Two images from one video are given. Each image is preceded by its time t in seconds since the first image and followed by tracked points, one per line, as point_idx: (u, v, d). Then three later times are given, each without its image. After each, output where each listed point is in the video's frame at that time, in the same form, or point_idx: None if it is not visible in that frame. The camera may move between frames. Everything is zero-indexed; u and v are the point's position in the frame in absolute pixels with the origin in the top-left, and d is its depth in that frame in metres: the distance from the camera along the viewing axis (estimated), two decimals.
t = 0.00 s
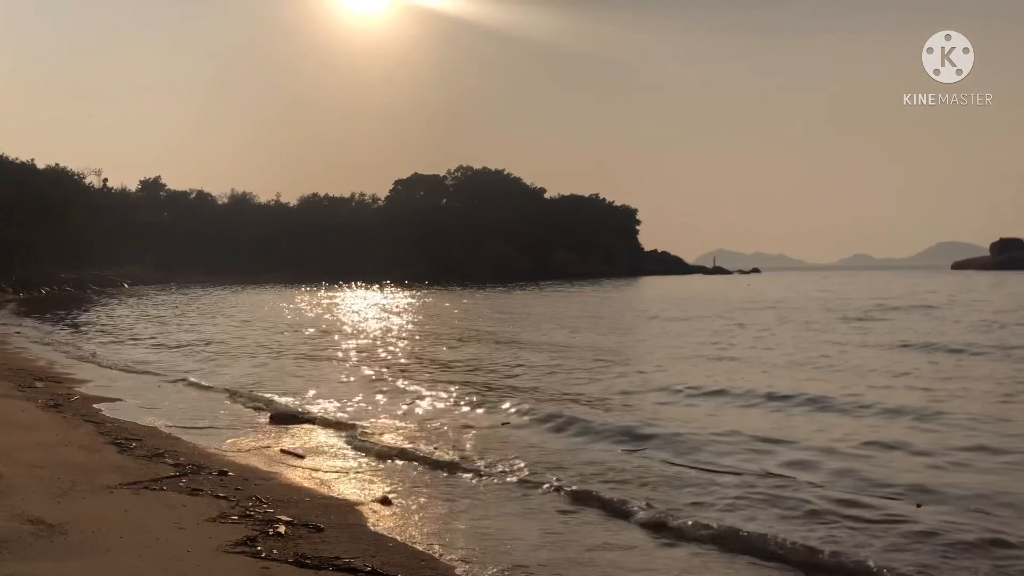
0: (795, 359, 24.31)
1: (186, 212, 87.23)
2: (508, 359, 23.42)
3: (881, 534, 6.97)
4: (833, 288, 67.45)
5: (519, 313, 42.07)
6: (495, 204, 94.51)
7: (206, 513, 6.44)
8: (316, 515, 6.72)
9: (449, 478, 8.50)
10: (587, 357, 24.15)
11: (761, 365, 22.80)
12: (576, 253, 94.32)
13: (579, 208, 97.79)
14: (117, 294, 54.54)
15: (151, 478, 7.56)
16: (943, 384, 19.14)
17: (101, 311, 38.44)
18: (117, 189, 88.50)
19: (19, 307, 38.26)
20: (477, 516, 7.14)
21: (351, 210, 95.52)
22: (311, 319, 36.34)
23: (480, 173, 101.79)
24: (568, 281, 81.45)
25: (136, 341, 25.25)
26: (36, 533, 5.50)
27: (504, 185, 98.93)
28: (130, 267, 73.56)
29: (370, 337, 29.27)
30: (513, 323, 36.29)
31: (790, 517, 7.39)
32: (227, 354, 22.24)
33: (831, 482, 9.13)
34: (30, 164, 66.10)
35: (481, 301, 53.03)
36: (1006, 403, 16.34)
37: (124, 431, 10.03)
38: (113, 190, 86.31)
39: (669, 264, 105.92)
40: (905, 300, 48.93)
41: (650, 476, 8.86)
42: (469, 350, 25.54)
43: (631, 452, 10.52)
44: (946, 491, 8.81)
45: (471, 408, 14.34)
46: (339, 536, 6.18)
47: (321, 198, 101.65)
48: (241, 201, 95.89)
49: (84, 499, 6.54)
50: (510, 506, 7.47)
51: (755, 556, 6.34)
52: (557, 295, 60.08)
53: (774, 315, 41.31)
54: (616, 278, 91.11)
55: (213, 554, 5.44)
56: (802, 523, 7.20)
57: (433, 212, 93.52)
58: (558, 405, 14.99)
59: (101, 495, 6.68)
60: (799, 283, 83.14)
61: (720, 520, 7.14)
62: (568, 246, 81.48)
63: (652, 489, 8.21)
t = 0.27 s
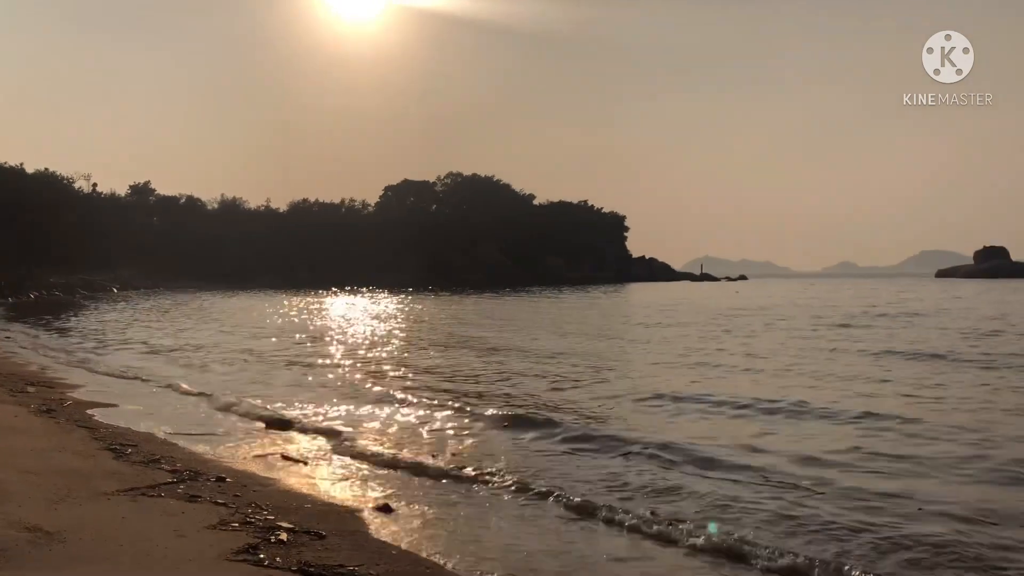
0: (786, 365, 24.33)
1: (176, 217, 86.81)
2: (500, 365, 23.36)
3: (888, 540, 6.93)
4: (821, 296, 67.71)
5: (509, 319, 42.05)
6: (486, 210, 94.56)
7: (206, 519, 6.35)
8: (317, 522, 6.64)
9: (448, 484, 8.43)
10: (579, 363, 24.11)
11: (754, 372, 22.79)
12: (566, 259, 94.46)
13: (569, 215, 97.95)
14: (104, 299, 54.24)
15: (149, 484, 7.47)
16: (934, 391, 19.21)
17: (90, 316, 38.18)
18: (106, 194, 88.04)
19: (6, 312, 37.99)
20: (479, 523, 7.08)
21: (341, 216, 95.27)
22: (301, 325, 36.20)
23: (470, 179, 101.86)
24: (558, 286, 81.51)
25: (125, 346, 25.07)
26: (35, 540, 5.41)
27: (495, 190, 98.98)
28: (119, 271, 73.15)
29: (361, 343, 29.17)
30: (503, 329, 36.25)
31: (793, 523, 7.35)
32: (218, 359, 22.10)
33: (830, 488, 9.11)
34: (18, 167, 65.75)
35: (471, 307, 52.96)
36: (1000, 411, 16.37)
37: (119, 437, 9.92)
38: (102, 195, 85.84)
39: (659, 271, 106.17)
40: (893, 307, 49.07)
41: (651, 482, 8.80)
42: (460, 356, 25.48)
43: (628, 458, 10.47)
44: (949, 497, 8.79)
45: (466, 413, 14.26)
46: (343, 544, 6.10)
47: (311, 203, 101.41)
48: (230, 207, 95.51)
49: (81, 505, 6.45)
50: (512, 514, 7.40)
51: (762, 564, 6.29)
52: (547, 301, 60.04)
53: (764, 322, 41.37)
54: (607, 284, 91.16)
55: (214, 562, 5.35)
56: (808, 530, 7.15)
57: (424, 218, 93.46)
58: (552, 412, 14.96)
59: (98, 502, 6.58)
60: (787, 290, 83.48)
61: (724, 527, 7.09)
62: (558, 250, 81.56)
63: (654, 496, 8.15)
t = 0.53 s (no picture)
0: (782, 365, 24.35)
1: (169, 216, 86.52)
2: (496, 366, 23.35)
3: (894, 544, 6.90)
4: (815, 296, 67.91)
5: (504, 320, 42.09)
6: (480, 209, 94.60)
7: (205, 522, 6.29)
8: (318, 525, 6.58)
9: (448, 485, 8.37)
10: (574, 364, 24.09)
11: (750, 372, 22.79)
12: (561, 258, 94.56)
13: (564, 214, 98.00)
14: (97, 298, 54.13)
15: (145, 486, 7.40)
16: (930, 391, 19.23)
17: (83, 315, 38.09)
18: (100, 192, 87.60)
19: None
20: (479, 525, 7.01)
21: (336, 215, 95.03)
22: (296, 325, 36.19)
23: (466, 178, 101.82)
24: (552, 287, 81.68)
25: (119, 346, 24.99)
26: (32, 543, 5.35)
27: (490, 190, 98.97)
28: (112, 271, 72.95)
29: (356, 343, 29.11)
30: (498, 329, 36.23)
31: (797, 524, 7.32)
32: (212, 359, 22.03)
33: (832, 490, 9.08)
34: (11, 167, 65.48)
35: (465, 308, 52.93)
36: (997, 411, 16.40)
37: (115, 437, 9.84)
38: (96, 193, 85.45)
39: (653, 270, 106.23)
40: (887, 307, 49.17)
41: (653, 485, 8.73)
42: (455, 357, 25.47)
43: (627, 459, 10.42)
44: (953, 499, 8.77)
45: (462, 415, 14.22)
46: (344, 547, 6.04)
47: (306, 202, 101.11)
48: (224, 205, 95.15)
49: (79, 508, 6.37)
50: (515, 515, 7.38)
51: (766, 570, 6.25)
52: (542, 301, 60.04)
53: (758, 322, 41.44)
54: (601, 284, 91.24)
55: (215, 566, 5.29)
56: (813, 532, 7.12)
57: (418, 218, 93.33)
58: (548, 412, 14.94)
59: (95, 505, 6.50)
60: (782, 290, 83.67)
61: (726, 531, 7.04)
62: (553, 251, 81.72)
63: (656, 498, 8.11)
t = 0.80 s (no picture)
0: (780, 362, 24.33)
1: (163, 215, 86.12)
2: (494, 364, 23.29)
3: (905, 541, 6.85)
4: (810, 292, 68.06)
5: (500, 317, 42.03)
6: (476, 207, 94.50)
7: (210, 522, 6.22)
8: (325, 525, 6.50)
9: (452, 485, 8.29)
10: (572, 362, 24.04)
11: (748, 369, 22.76)
12: (556, 256, 94.55)
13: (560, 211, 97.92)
14: (93, 298, 53.92)
15: (148, 486, 7.32)
16: (928, 387, 19.22)
17: (79, 315, 37.90)
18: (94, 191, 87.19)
19: None
20: (487, 524, 6.95)
21: (331, 214, 94.72)
22: (292, 324, 36.08)
23: (461, 176, 101.70)
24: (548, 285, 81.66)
25: (115, 346, 24.87)
26: (37, 545, 5.27)
27: (485, 188, 98.87)
28: (107, 270, 72.62)
29: (353, 342, 29.03)
30: (495, 327, 36.15)
31: (804, 522, 7.27)
32: (210, 359, 21.92)
33: (837, 486, 9.04)
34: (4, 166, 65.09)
35: (461, 306, 52.85)
36: (997, 407, 16.39)
37: (114, 437, 9.75)
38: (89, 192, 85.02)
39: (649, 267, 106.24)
40: (883, 304, 49.24)
41: (659, 482, 8.67)
42: (452, 355, 25.41)
43: (631, 456, 10.35)
44: (960, 497, 8.74)
45: (463, 413, 14.15)
46: (351, 546, 5.98)
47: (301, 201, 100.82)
48: (219, 203, 94.76)
49: (82, 509, 6.29)
50: (522, 514, 7.32)
51: (776, 567, 6.20)
52: (538, 299, 60.01)
53: (753, 320, 41.51)
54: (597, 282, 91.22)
55: (223, 568, 5.21)
56: (822, 530, 7.07)
57: (413, 216, 93.12)
58: (548, 411, 14.89)
59: (98, 505, 6.42)
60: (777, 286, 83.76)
61: (734, 528, 6.99)
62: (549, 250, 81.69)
63: (661, 496, 8.04)
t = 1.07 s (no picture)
0: (782, 357, 24.33)
1: (162, 212, 85.86)
2: (495, 359, 23.27)
3: (919, 537, 6.81)
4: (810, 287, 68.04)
5: (500, 313, 41.98)
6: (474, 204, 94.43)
7: (222, 521, 6.19)
8: (337, 522, 6.49)
9: (462, 481, 8.28)
10: (573, 358, 24.03)
11: (751, 364, 22.75)
12: (555, 252, 94.46)
13: (558, 207, 97.82)
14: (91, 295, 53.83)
15: (157, 485, 7.30)
16: (931, 381, 19.23)
17: (78, 312, 37.79)
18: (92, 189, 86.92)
19: None
20: (499, 521, 6.93)
21: (330, 212, 94.54)
22: (292, 321, 36.02)
23: (460, 172, 101.61)
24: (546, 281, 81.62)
25: (116, 343, 24.81)
26: (53, 545, 5.26)
27: (483, 184, 98.77)
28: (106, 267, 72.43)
29: (354, 339, 28.99)
30: (495, 323, 36.12)
31: (815, 517, 7.26)
32: (211, 356, 21.89)
33: (846, 481, 9.04)
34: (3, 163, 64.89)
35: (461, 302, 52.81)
36: (1000, 401, 16.41)
37: (120, 435, 9.71)
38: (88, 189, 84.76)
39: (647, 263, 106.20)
40: (883, 299, 49.24)
41: (668, 479, 8.65)
42: (454, 351, 25.40)
43: (638, 452, 10.34)
44: (971, 491, 8.69)
45: (468, 409, 14.12)
46: (365, 544, 5.96)
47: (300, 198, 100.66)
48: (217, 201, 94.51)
49: (94, 508, 6.27)
50: (533, 510, 7.31)
51: (790, 562, 6.20)
52: (537, 295, 59.94)
53: (754, 315, 41.50)
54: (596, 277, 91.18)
55: (238, 566, 5.20)
56: (833, 525, 7.06)
57: (412, 213, 92.99)
58: (552, 407, 14.88)
59: (111, 504, 6.41)
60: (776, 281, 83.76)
61: (746, 524, 6.98)
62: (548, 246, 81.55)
63: (672, 492, 8.02)
